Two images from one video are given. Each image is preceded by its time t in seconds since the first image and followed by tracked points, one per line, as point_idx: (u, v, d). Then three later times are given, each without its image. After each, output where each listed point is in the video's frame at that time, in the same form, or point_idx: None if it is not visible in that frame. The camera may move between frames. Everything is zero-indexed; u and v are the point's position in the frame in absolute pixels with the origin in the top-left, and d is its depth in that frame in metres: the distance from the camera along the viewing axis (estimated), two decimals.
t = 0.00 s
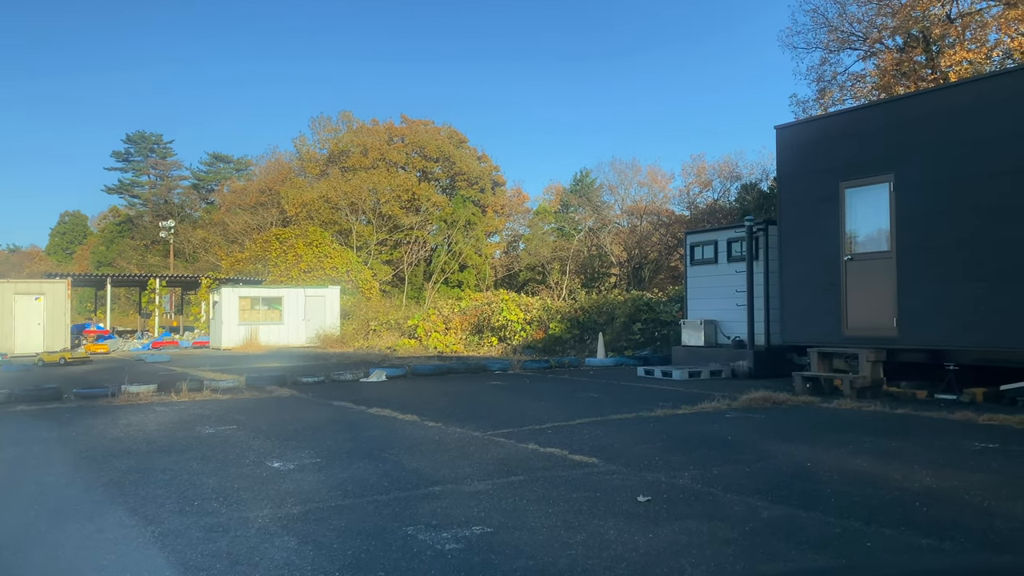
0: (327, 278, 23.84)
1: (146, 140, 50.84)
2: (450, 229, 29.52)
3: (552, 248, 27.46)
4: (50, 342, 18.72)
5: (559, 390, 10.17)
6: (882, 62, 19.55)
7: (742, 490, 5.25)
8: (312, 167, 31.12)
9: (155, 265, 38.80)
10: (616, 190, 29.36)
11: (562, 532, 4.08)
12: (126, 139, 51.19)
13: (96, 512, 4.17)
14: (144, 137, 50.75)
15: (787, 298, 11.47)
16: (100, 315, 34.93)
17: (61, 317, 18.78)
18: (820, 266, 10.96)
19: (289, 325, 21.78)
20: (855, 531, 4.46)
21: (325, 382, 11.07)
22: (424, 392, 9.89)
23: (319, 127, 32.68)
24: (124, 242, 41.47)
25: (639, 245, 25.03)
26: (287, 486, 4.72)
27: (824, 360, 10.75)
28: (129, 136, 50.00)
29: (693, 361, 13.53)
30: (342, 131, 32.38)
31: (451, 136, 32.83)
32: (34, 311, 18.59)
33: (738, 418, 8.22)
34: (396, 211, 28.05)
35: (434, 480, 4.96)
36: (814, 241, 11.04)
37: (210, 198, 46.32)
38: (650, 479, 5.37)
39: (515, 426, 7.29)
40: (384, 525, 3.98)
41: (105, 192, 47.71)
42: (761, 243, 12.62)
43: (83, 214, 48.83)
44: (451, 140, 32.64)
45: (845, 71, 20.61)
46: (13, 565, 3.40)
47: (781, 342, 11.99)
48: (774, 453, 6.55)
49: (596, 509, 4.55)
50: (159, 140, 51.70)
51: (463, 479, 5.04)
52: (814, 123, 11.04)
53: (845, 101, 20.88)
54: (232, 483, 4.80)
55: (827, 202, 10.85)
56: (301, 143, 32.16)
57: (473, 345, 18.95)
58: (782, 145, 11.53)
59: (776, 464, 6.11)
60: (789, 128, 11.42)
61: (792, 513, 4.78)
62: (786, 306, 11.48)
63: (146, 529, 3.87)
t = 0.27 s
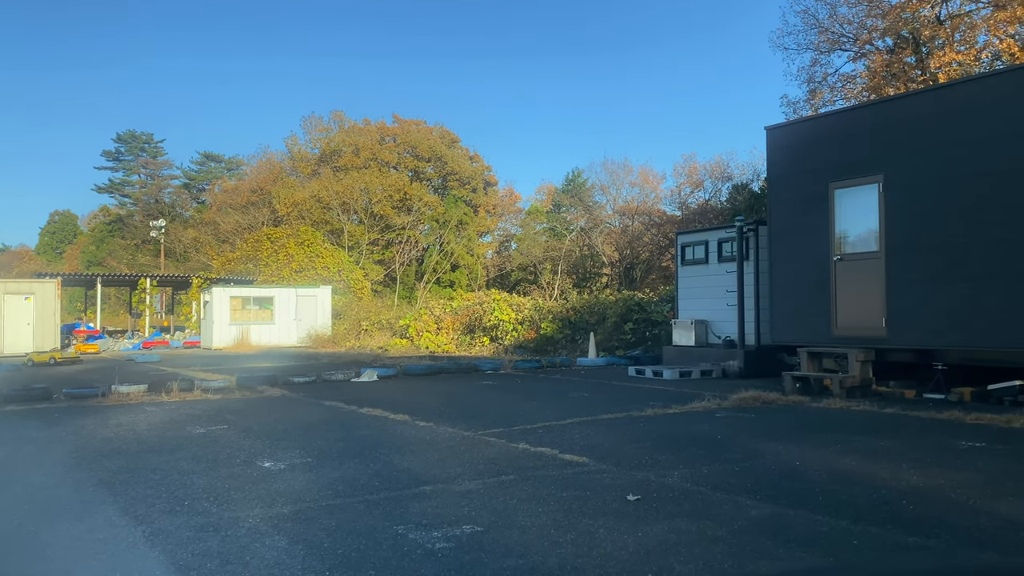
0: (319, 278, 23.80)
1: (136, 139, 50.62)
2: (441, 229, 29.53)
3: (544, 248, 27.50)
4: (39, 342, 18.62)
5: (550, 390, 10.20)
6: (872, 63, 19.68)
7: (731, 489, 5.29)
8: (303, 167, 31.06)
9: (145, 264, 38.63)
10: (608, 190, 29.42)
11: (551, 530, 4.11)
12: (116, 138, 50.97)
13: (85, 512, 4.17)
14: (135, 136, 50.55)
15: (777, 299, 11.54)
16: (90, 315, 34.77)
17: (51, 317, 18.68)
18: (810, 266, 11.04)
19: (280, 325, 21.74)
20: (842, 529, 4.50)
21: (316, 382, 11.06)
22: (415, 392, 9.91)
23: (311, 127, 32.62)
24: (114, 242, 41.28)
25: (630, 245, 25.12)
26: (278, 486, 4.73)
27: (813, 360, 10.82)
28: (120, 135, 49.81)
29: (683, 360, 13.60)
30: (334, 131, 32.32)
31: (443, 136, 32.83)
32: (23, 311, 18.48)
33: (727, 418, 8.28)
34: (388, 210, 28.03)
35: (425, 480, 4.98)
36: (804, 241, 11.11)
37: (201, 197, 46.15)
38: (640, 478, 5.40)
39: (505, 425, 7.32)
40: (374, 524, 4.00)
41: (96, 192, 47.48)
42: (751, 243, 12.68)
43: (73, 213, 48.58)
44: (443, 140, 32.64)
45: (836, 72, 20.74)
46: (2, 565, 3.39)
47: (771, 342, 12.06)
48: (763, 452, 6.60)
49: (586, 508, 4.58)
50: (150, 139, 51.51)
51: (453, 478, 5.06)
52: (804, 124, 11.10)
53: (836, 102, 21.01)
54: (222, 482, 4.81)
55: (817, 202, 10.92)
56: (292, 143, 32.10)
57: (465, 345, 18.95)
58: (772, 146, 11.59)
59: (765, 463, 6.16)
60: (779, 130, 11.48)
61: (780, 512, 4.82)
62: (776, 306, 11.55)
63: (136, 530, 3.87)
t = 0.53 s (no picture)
0: (310, 277, 23.78)
1: (127, 138, 50.39)
2: (433, 228, 29.51)
3: (536, 248, 27.56)
4: (29, 341, 18.52)
5: (541, 389, 10.25)
6: (862, 64, 19.81)
7: (720, 487, 5.35)
8: (295, 166, 31.00)
9: (136, 264, 38.47)
10: (600, 190, 29.54)
11: (541, 528, 4.14)
12: (106, 136, 50.72)
13: (75, 511, 4.17)
14: (125, 135, 50.31)
15: (767, 299, 11.62)
16: (80, 315, 34.61)
17: (41, 317, 18.60)
18: (799, 267, 11.11)
19: (271, 325, 21.70)
20: (828, 527, 4.55)
21: (307, 382, 11.06)
22: (407, 391, 9.92)
23: (303, 126, 32.56)
24: (104, 242, 41.05)
25: (622, 245, 25.17)
26: (268, 485, 4.74)
27: (802, 360, 10.95)
28: (110, 134, 49.59)
29: (674, 360, 13.68)
30: (325, 130, 32.26)
31: (435, 135, 32.83)
32: (13, 310, 18.38)
33: (718, 417, 8.34)
34: (379, 210, 27.97)
35: (415, 479, 5.00)
36: (793, 241, 11.19)
37: (192, 196, 45.98)
38: (629, 477, 5.44)
39: (496, 425, 7.35)
40: (365, 522, 4.02)
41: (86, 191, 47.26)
42: (741, 243, 12.75)
43: (62, 212, 48.32)
44: (435, 139, 32.63)
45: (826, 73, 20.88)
46: None
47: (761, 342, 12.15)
48: (752, 451, 6.66)
49: (576, 506, 4.62)
50: (141, 138, 51.29)
51: (444, 477, 5.09)
52: (794, 125, 11.16)
53: (826, 102, 21.16)
54: (212, 481, 4.82)
55: (806, 203, 10.99)
56: (284, 142, 32.01)
57: (457, 345, 18.98)
58: (763, 147, 11.65)
59: (754, 462, 6.22)
60: (770, 130, 11.53)
61: (768, 509, 4.87)
62: (765, 306, 11.63)
63: (126, 529, 3.87)
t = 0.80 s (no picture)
0: (300, 277, 23.74)
1: (116, 137, 50.17)
2: (424, 228, 29.55)
3: (527, 247, 27.63)
4: (17, 341, 18.41)
5: (531, 389, 10.30)
6: (851, 66, 19.97)
7: (706, 485, 5.41)
8: (285, 165, 30.93)
9: (125, 263, 38.29)
10: (591, 190, 29.65)
11: (528, 526, 4.19)
12: (96, 135, 50.47)
13: (65, 510, 4.19)
14: (114, 134, 50.07)
15: (756, 298, 11.71)
16: (69, 314, 34.42)
17: (29, 316, 18.49)
18: (787, 267, 11.21)
19: (261, 325, 21.65)
20: (811, 523, 4.63)
21: (297, 381, 11.07)
22: (397, 391, 9.95)
23: (293, 125, 32.49)
24: (93, 241, 40.77)
25: (613, 245, 25.25)
26: (258, 484, 4.77)
27: (790, 359, 10.98)
28: (100, 133, 49.34)
29: (664, 360, 13.76)
30: (316, 129, 32.20)
31: (426, 135, 32.84)
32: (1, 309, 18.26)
33: (706, 416, 8.41)
34: (370, 209, 27.96)
35: (404, 477, 5.04)
36: (781, 242, 11.28)
37: (182, 195, 45.79)
38: (617, 475, 5.50)
39: (485, 424, 7.39)
40: (354, 521, 4.06)
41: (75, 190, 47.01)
42: (730, 244, 12.84)
43: (51, 211, 48.06)
44: (426, 139, 32.63)
45: (815, 74, 21.04)
46: None
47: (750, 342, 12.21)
48: (738, 449, 6.73)
49: (564, 504, 4.67)
50: (130, 137, 51.03)
51: (433, 476, 5.13)
52: (783, 126, 11.23)
53: (815, 103, 21.31)
54: (202, 480, 4.84)
55: (794, 204, 11.08)
56: (274, 142, 31.91)
57: (447, 344, 19.01)
58: (751, 148, 11.73)
59: (740, 460, 6.29)
60: (758, 131, 11.61)
61: (753, 507, 4.93)
62: (753, 305, 11.72)
63: (116, 527, 3.90)
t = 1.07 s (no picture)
0: (288, 276, 23.71)
1: (104, 135, 49.87)
2: (414, 228, 29.59)
3: (516, 247, 27.71)
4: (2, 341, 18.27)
5: (518, 388, 10.36)
6: (837, 67, 20.13)
7: (689, 482, 5.50)
8: (273, 164, 30.84)
9: (112, 263, 38.05)
10: (580, 190, 29.79)
11: (513, 523, 4.26)
12: (83, 133, 50.14)
13: (53, 508, 4.21)
14: (102, 132, 49.76)
15: (741, 298, 11.82)
16: (55, 314, 34.17)
17: (15, 316, 18.35)
18: (772, 267, 11.33)
19: (249, 324, 21.61)
20: (790, 520, 4.72)
21: (285, 381, 11.08)
22: (384, 390, 9.99)
23: (282, 124, 32.42)
24: (79, 240, 40.47)
25: (602, 244, 25.37)
26: (245, 482, 4.81)
27: (775, 358, 11.09)
28: (87, 131, 49.03)
29: (651, 360, 13.87)
30: (304, 128, 32.13)
31: (415, 134, 32.85)
32: None
33: (690, 414, 8.51)
34: (359, 209, 27.90)
35: (390, 476, 5.10)
36: (767, 242, 11.40)
37: (170, 194, 45.56)
38: (601, 473, 5.58)
39: (472, 423, 7.45)
40: (340, 518, 4.11)
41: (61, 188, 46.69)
42: (716, 244, 12.96)
43: (38, 210, 47.72)
44: (416, 138, 32.64)
45: (802, 75, 21.21)
46: None
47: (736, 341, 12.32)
48: (722, 447, 6.83)
49: (548, 502, 4.74)
50: (117, 136, 50.69)
51: (419, 474, 5.19)
52: (768, 127, 11.34)
53: (802, 105, 21.49)
54: (189, 479, 4.87)
55: (780, 205, 11.20)
56: (263, 141, 31.80)
57: (436, 344, 19.05)
58: (737, 149, 11.84)
59: (723, 458, 6.38)
60: (744, 132, 11.72)
61: (733, 504, 5.02)
62: (738, 305, 11.84)
63: (104, 525, 3.93)
